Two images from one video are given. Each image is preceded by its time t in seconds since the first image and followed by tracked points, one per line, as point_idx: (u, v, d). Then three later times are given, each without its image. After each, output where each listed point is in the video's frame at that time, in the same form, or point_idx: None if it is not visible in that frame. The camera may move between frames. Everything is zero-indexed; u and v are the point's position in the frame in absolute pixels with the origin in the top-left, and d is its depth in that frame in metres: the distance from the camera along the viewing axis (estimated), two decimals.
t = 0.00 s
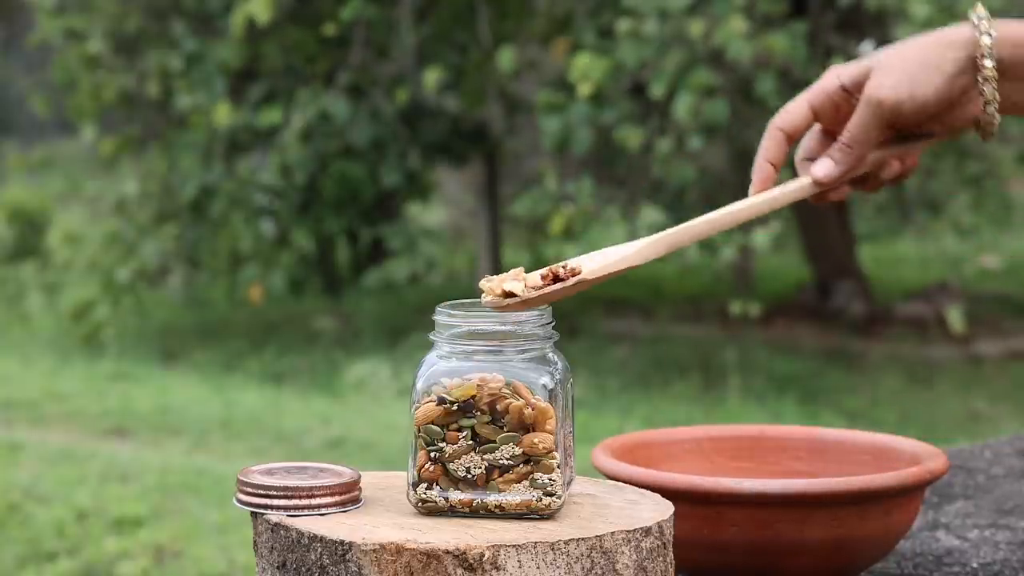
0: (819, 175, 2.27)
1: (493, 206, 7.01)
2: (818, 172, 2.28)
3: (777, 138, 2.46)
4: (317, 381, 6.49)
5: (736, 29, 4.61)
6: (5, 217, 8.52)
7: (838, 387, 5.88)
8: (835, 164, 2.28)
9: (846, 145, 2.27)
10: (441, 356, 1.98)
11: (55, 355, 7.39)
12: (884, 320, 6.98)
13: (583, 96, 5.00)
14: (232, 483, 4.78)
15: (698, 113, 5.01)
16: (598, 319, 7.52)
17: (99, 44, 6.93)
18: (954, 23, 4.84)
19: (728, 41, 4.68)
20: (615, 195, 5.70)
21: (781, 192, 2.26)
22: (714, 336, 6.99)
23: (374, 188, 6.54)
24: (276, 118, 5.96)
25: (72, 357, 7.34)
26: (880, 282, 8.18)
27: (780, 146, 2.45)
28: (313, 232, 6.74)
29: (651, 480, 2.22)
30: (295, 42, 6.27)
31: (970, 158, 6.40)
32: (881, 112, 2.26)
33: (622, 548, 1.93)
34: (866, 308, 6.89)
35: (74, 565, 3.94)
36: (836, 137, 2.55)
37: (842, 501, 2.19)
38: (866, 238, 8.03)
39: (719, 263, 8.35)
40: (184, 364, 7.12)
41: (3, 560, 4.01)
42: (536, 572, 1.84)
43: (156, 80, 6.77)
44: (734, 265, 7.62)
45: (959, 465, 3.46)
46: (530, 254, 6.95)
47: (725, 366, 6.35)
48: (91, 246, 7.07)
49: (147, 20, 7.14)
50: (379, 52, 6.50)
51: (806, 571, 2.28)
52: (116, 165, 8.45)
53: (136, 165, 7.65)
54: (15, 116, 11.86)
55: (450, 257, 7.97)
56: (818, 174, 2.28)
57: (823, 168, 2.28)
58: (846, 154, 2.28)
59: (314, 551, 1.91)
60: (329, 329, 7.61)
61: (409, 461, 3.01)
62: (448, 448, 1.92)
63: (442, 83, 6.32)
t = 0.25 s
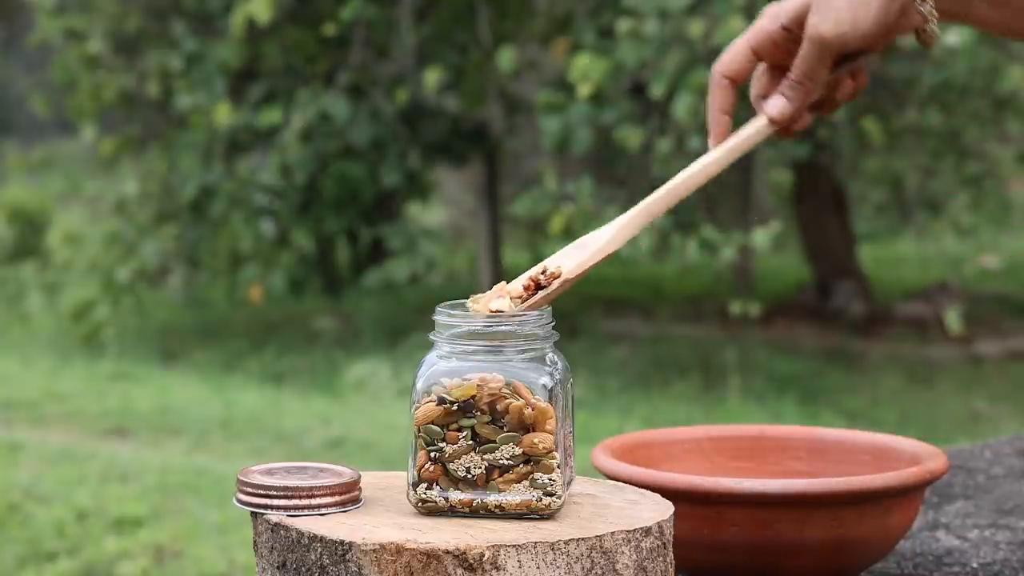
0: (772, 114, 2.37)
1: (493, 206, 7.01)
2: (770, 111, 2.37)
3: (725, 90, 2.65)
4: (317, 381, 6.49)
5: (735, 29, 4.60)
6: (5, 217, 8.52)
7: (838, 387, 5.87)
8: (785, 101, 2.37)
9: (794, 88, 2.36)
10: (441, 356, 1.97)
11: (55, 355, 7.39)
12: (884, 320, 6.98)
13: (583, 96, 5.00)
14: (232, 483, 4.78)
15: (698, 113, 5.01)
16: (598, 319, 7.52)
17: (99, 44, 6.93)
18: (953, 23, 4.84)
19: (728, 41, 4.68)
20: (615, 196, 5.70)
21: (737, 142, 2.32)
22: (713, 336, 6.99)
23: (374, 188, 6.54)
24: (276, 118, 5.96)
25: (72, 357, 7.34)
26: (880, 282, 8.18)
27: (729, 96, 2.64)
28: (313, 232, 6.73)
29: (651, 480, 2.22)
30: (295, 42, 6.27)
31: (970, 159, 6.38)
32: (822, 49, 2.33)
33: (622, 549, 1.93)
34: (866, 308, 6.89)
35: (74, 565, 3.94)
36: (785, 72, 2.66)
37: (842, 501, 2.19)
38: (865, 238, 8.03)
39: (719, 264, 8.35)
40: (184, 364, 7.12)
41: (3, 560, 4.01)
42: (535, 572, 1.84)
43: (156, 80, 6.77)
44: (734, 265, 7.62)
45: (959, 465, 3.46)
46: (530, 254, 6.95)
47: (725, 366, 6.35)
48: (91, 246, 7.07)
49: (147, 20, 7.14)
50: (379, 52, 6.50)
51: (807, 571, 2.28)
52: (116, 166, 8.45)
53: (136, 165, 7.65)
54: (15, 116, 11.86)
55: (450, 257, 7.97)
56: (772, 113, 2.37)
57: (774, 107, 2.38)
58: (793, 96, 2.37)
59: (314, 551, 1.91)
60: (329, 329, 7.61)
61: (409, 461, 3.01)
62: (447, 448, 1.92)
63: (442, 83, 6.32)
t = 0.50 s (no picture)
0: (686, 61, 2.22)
1: (493, 206, 7.01)
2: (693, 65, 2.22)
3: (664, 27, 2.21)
4: (317, 381, 6.49)
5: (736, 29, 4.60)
6: (5, 217, 8.52)
7: (838, 387, 5.88)
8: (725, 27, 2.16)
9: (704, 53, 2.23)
10: (441, 356, 1.97)
11: (55, 355, 7.39)
12: (884, 319, 6.98)
13: (583, 96, 5.00)
14: (232, 483, 4.77)
15: (698, 113, 5.01)
16: (598, 318, 7.52)
17: (99, 44, 6.93)
18: (954, 23, 4.84)
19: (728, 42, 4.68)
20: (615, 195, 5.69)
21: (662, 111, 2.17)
22: (714, 336, 6.99)
23: (374, 188, 6.54)
24: (276, 118, 5.96)
25: (72, 357, 7.34)
26: (880, 282, 8.18)
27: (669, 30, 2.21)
28: (313, 232, 6.73)
29: (650, 480, 2.22)
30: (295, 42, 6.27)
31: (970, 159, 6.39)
32: None
33: (623, 548, 1.93)
34: (866, 307, 6.89)
35: (74, 565, 3.94)
36: None
37: (842, 501, 2.19)
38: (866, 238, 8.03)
39: (719, 264, 8.35)
40: (184, 364, 7.12)
41: (3, 560, 4.01)
42: (535, 572, 1.84)
43: (156, 80, 6.76)
44: (734, 265, 7.62)
45: (959, 466, 3.46)
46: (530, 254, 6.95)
47: (725, 366, 6.35)
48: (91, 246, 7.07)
49: (147, 20, 7.13)
50: (379, 52, 6.50)
51: (806, 571, 2.28)
52: (116, 166, 8.45)
53: (136, 165, 7.65)
54: (15, 116, 11.86)
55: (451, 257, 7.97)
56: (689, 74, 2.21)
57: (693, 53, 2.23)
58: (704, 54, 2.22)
59: (314, 551, 1.91)
60: (329, 329, 7.61)
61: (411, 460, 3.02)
62: (448, 448, 1.92)
63: (442, 83, 6.32)
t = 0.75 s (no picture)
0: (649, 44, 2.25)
1: (493, 206, 7.01)
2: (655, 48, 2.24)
3: None
4: (317, 381, 6.49)
5: (736, 30, 4.60)
6: (5, 217, 8.52)
7: (838, 387, 5.87)
8: None
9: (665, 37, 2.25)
10: (441, 356, 1.97)
11: (55, 355, 7.39)
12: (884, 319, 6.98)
13: (583, 96, 5.00)
14: (232, 483, 4.77)
15: (698, 113, 5.01)
16: (599, 319, 7.52)
17: (99, 44, 6.93)
18: (954, 23, 4.84)
19: (728, 42, 4.68)
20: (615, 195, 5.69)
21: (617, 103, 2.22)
22: (714, 336, 6.99)
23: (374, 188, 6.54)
24: (276, 118, 5.96)
25: (72, 357, 7.34)
26: (880, 282, 8.18)
27: None
28: (313, 232, 6.73)
29: (651, 480, 2.22)
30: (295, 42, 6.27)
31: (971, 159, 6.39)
32: None
33: (623, 548, 1.93)
34: (866, 308, 6.89)
35: (74, 565, 3.94)
36: None
37: (842, 501, 2.19)
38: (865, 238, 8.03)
39: (719, 263, 8.35)
40: (184, 364, 7.12)
41: (3, 560, 4.01)
42: (535, 572, 1.84)
43: (156, 80, 6.77)
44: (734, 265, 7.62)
45: (959, 466, 3.46)
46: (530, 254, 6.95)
47: (725, 366, 6.35)
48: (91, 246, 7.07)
49: (147, 20, 7.13)
50: (379, 52, 6.50)
51: (806, 571, 2.28)
52: (116, 166, 8.44)
53: (136, 165, 7.65)
54: (15, 116, 11.86)
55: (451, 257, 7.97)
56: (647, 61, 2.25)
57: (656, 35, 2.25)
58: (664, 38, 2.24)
59: (314, 551, 1.91)
60: (329, 329, 7.61)
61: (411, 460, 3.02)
62: (448, 448, 1.92)
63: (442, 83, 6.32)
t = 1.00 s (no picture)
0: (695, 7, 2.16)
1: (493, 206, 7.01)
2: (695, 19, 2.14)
3: None
4: (317, 381, 6.49)
5: (736, 29, 4.61)
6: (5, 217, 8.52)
7: (838, 387, 5.87)
8: None
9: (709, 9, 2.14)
10: (442, 356, 1.97)
11: (55, 355, 7.39)
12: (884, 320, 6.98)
13: (583, 96, 5.00)
14: (232, 483, 4.78)
15: (698, 113, 5.01)
16: (598, 319, 7.52)
17: (99, 44, 6.93)
18: (954, 23, 4.84)
19: (729, 42, 4.68)
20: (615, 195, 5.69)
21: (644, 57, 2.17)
22: (714, 336, 6.99)
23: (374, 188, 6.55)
24: (276, 118, 5.96)
25: (72, 357, 7.34)
26: (880, 282, 8.18)
27: None
28: (313, 232, 6.73)
29: (650, 480, 2.22)
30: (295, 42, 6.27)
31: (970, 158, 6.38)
32: None
33: (623, 548, 1.93)
34: (866, 308, 6.90)
35: (74, 565, 3.94)
36: None
37: (842, 501, 2.19)
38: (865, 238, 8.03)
39: (719, 264, 8.36)
40: (184, 364, 7.12)
41: (3, 560, 4.01)
42: (535, 572, 1.84)
43: (156, 80, 6.77)
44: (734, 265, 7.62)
45: (959, 466, 3.46)
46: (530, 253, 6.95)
47: (725, 366, 6.35)
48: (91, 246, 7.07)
49: (147, 20, 7.13)
50: (379, 52, 6.50)
51: (806, 571, 2.28)
52: (116, 166, 8.44)
53: (136, 165, 7.65)
54: (15, 117, 11.86)
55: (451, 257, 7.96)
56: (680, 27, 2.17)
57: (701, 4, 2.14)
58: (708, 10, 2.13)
59: (314, 551, 1.91)
60: (329, 329, 7.61)
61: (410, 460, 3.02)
62: (447, 448, 1.92)
63: (442, 83, 6.33)
